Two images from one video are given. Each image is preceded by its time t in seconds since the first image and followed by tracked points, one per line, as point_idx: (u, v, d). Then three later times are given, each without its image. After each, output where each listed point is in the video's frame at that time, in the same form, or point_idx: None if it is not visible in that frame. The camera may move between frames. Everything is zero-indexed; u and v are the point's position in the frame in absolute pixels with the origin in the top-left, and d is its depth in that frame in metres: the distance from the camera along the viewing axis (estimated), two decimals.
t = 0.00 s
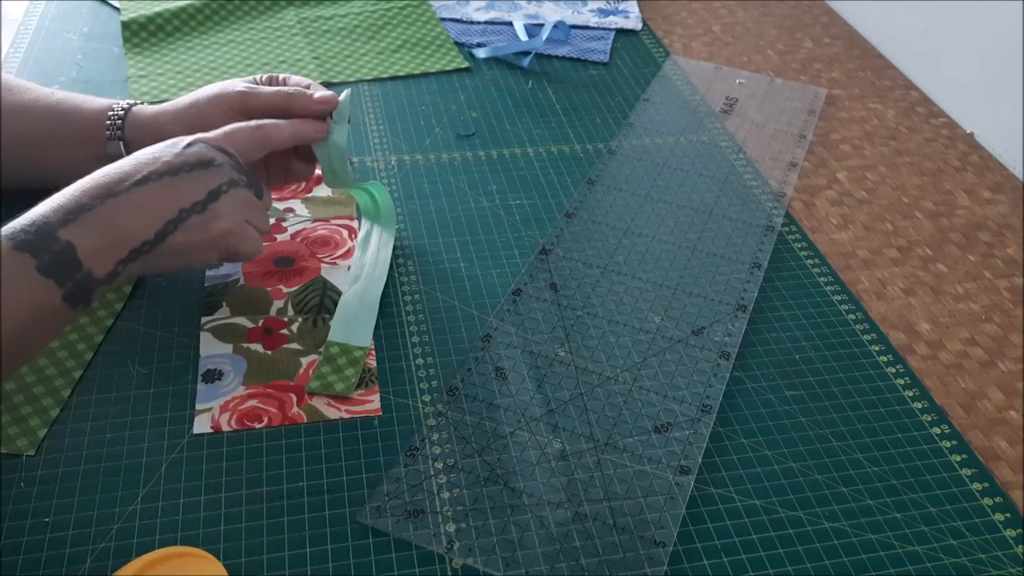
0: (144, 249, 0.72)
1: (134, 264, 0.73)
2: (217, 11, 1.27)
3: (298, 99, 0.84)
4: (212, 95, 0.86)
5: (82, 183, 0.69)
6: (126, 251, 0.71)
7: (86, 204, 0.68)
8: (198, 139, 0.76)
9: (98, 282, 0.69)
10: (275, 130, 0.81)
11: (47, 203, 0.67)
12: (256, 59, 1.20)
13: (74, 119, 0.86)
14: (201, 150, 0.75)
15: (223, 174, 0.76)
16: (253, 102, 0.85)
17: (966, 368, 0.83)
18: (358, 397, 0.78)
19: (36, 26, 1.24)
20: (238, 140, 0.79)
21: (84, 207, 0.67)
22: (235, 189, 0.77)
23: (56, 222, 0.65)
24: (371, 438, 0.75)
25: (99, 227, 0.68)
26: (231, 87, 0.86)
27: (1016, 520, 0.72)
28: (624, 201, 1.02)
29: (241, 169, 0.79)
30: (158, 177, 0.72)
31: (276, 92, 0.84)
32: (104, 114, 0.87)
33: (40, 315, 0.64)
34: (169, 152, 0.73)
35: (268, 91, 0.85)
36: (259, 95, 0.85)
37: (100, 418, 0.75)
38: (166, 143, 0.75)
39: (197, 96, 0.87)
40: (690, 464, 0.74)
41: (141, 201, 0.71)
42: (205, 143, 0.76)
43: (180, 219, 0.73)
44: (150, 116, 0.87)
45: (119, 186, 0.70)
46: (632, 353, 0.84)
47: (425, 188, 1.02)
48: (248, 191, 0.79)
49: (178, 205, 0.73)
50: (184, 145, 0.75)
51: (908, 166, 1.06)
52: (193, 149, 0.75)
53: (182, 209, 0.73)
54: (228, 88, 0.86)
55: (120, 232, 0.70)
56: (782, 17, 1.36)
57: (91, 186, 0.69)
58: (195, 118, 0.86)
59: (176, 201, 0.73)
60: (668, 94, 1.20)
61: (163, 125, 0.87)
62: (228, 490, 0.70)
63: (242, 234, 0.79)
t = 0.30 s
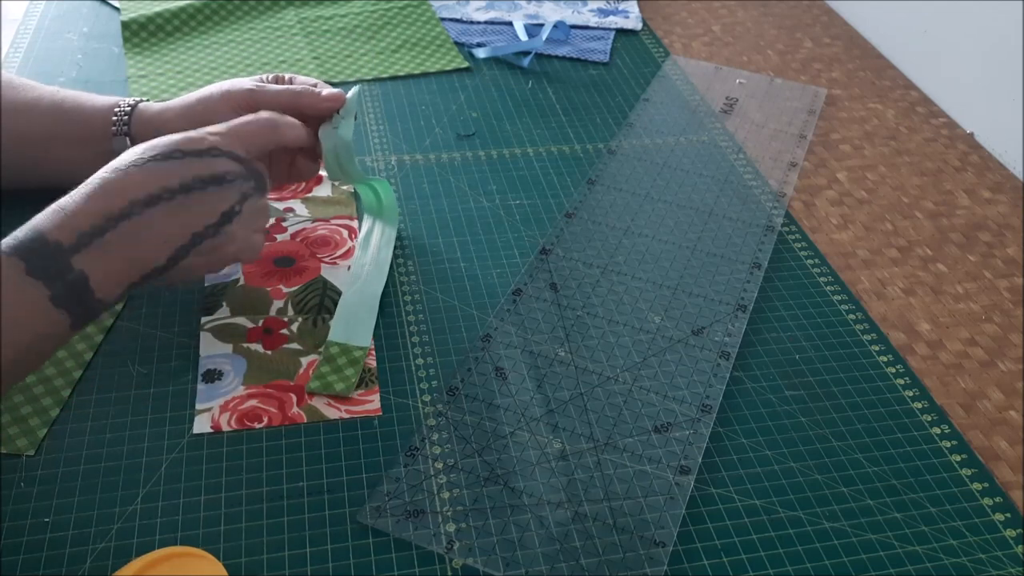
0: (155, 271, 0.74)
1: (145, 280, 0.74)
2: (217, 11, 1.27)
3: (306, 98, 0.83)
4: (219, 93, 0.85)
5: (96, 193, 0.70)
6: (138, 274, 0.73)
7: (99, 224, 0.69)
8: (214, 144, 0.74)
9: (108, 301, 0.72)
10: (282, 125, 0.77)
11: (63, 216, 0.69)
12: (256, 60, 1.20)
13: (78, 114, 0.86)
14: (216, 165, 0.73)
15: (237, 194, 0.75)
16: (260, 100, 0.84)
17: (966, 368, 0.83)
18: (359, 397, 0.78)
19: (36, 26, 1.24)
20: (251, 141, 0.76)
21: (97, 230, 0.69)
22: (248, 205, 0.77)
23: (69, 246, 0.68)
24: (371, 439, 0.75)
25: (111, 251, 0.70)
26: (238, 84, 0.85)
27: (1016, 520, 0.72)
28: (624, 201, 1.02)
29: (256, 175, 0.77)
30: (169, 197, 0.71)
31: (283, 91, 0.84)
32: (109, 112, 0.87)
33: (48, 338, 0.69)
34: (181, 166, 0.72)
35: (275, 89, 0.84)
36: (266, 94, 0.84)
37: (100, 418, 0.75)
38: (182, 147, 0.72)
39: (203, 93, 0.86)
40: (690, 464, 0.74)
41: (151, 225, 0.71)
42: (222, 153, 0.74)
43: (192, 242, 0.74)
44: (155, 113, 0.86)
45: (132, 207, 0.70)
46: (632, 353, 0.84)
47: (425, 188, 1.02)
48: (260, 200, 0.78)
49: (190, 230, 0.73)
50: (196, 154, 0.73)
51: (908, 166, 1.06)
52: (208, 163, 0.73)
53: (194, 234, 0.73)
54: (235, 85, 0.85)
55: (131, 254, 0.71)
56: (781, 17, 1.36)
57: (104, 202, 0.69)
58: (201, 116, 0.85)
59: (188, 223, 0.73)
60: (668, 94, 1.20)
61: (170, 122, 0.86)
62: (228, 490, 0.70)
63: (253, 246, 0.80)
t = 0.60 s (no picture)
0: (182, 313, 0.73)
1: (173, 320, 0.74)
2: (217, 11, 1.27)
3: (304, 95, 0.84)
4: (221, 92, 0.86)
5: (126, 236, 0.68)
6: (165, 317, 0.72)
7: (131, 271, 0.68)
8: (240, 186, 0.71)
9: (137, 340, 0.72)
10: (305, 153, 0.75)
11: (95, 256, 0.68)
12: (256, 60, 1.20)
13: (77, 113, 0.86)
14: (244, 211, 0.71)
15: (264, 237, 0.73)
16: (260, 97, 0.85)
17: (966, 368, 0.83)
18: (358, 397, 0.78)
19: (36, 26, 1.24)
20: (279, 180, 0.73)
21: (128, 276, 0.68)
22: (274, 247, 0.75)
23: (101, 291, 0.67)
24: (371, 439, 0.75)
25: (141, 297, 0.69)
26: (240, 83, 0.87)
27: (1016, 520, 0.72)
28: (624, 201, 1.02)
29: (285, 215, 0.75)
30: (196, 244, 0.70)
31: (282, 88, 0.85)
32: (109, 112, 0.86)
33: (67, 368, 0.66)
34: (207, 212, 0.70)
35: (275, 88, 0.85)
36: (266, 92, 0.85)
37: (100, 418, 0.75)
38: (207, 190, 0.70)
39: (206, 92, 0.87)
40: (690, 464, 0.74)
41: (179, 271, 0.70)
42: (248, 196, 0.71)
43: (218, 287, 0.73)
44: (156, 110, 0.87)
45: (162, 254, 0.69)
46: (632, 353, 0.84)
47: (425, 188, 1.02)
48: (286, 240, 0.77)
49: (217, 275, 0.72)
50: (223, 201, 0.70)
51: (908, 166, 1.06)
52: (236, 210, 0.71)
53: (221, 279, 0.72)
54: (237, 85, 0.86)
55: (161, 299, 0.70)
56: (782, 17, 1.36)
57: (135, 248, 0.68)
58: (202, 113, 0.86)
59: (213, 269, 0.71)
60: (669, 94, 1.20)
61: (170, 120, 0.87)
62: (228, 490, 0.70)
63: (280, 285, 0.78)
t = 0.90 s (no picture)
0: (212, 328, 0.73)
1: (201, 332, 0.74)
2: (217, 11, 1.27)
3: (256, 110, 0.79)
4: (194, 96, 0.83)
5: (167, 259, 0.67)
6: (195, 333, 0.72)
7: (168, 297, 0.68)
8: (288, 214, 0.70)
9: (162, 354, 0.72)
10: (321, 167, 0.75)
11: (131, 277, 0.67)
12: (256, 60, 1.20)
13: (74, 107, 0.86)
14: (289, 239, 0.71)
15: (305, 262, 0.73)
16: (220, 107, 0.81)
17: (966, 368, 0.83)
18: (359, 397, 0.78)
19: (36, 26, 1.24)
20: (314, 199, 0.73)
21: (165, 302, 0.68)
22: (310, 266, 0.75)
23: (134, 316, 0.67)
24: (371, 439, 0.75)
25: (176, 320, 0.69)
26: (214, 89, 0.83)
27: (1016, 520, 0.72)
28: (624, 201, 1.02)
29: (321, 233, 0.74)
30: (237, 270, 0.69)
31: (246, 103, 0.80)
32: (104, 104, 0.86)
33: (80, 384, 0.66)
34: (253, 241, 0.69)
35: (236, 100, 0.81)
36: (226, 102, 0.81)
37: (100, 418, 0.75)
38: (256, 216, 0.68)
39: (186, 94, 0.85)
40: (690, 464, 0.74)
41: (217, 295, 0.70)
42: (295, 223, 0.71)
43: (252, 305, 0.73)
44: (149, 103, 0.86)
45: (202, 279, 0.68)
46: (632, 353, 0.84)
47: (425, 188, 1.02)
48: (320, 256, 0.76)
49: (251, 296, 0.72)
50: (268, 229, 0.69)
51: (908, 166, 1.06)
52: (282, 238, 0.70)
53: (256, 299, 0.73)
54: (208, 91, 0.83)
55: (193, 320, 0.71)
56: (782, 17, 1.36)
57: (172, 273, 0.67)
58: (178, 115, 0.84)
59: (250, 291, 0.72)
60: (669, 94, 1.20)
61: (154, 117, 0.86)
62: (228, 490, 0.70)
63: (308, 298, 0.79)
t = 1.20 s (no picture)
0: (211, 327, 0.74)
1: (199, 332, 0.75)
2: (217, 11, 1.27)
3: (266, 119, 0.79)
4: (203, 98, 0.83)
5: (170, 260, 0.68)
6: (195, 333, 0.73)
7: (172, 297, 0.68)
8: (289, 215, 0.72)
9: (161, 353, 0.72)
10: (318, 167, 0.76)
11: (134, 277, 0.67)
12: (256, 60, 1.20)
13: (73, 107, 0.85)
14: (291, 239, 0.72)
15: (305, 260, 0.75)
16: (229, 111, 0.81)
17: (966, 368, 0.83)
18: (359, 397, 0.78)
19: (36, 26, 1.24)
20: (311, 199, 0.75)
21: (169, 302, 0.68)
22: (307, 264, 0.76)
23: (138, 315, 0.67)
24: (371, 439, 0.75)
25: (178, 320, 0.70)
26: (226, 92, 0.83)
27: (1016, 520, 0.72)
28: (624, 201, 1.02)
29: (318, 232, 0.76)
30: (239, 271, 0.70)
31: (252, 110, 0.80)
32: (106, 104, 0.86)
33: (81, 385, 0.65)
34: (255, 242, 0.70)
35: (245, 105, 0.81)
36: (235, 107, 0.81)
37: (100, 418, 0.75)
38: (259, 216, 0.70)
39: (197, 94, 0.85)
40: (690, 464, 0.74)
41: (219, 296, 0.71)
42: (296, 224, 0.72)
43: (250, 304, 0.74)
44: (149, 104, 0.86)
45: (205, 279, 0.69)
46: (632, 353, 0.84)
47: (425, 188, 1.02)
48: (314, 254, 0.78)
49: (252, 295, 0.73)
50: (268, 229, 0.70)
51: (908, 166, 1.06)
52: (283, 238, 0.71)
53: (256, 298, 0.74)
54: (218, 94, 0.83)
55: (194, 320, 0.71)
56: (782, 17, 1.36)
57: (175, 275, 0.68)
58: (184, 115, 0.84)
59: (250, 290, 0.73)
60: (669, 94, 1.20)
61: (158, 116, 0.85)
62: (228, 490, 0.70)
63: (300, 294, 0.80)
